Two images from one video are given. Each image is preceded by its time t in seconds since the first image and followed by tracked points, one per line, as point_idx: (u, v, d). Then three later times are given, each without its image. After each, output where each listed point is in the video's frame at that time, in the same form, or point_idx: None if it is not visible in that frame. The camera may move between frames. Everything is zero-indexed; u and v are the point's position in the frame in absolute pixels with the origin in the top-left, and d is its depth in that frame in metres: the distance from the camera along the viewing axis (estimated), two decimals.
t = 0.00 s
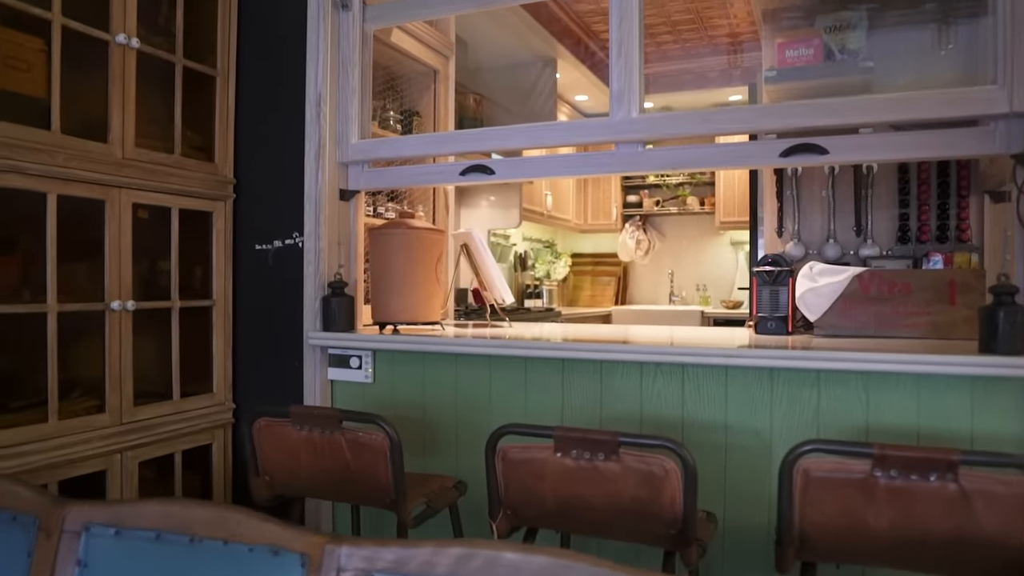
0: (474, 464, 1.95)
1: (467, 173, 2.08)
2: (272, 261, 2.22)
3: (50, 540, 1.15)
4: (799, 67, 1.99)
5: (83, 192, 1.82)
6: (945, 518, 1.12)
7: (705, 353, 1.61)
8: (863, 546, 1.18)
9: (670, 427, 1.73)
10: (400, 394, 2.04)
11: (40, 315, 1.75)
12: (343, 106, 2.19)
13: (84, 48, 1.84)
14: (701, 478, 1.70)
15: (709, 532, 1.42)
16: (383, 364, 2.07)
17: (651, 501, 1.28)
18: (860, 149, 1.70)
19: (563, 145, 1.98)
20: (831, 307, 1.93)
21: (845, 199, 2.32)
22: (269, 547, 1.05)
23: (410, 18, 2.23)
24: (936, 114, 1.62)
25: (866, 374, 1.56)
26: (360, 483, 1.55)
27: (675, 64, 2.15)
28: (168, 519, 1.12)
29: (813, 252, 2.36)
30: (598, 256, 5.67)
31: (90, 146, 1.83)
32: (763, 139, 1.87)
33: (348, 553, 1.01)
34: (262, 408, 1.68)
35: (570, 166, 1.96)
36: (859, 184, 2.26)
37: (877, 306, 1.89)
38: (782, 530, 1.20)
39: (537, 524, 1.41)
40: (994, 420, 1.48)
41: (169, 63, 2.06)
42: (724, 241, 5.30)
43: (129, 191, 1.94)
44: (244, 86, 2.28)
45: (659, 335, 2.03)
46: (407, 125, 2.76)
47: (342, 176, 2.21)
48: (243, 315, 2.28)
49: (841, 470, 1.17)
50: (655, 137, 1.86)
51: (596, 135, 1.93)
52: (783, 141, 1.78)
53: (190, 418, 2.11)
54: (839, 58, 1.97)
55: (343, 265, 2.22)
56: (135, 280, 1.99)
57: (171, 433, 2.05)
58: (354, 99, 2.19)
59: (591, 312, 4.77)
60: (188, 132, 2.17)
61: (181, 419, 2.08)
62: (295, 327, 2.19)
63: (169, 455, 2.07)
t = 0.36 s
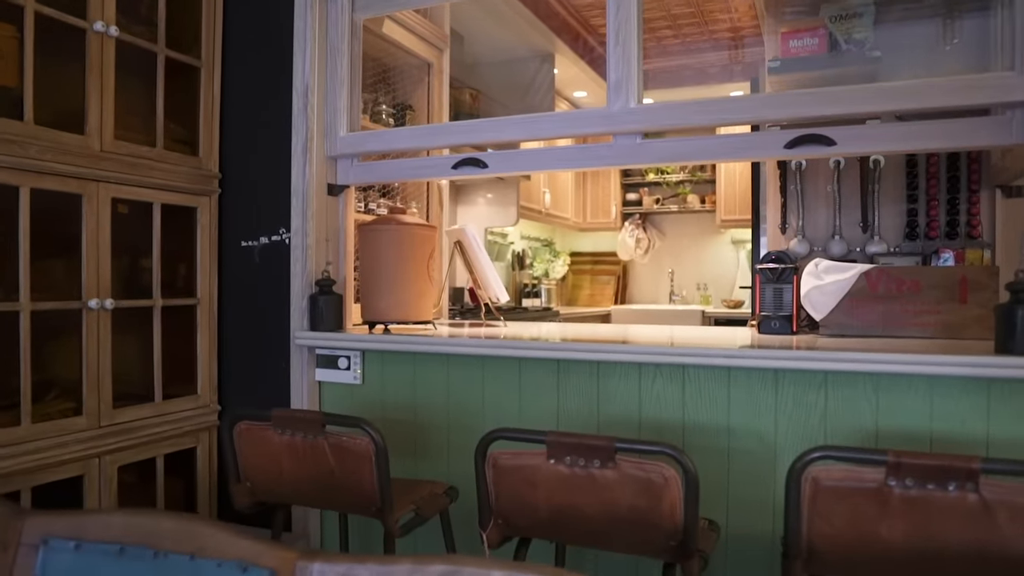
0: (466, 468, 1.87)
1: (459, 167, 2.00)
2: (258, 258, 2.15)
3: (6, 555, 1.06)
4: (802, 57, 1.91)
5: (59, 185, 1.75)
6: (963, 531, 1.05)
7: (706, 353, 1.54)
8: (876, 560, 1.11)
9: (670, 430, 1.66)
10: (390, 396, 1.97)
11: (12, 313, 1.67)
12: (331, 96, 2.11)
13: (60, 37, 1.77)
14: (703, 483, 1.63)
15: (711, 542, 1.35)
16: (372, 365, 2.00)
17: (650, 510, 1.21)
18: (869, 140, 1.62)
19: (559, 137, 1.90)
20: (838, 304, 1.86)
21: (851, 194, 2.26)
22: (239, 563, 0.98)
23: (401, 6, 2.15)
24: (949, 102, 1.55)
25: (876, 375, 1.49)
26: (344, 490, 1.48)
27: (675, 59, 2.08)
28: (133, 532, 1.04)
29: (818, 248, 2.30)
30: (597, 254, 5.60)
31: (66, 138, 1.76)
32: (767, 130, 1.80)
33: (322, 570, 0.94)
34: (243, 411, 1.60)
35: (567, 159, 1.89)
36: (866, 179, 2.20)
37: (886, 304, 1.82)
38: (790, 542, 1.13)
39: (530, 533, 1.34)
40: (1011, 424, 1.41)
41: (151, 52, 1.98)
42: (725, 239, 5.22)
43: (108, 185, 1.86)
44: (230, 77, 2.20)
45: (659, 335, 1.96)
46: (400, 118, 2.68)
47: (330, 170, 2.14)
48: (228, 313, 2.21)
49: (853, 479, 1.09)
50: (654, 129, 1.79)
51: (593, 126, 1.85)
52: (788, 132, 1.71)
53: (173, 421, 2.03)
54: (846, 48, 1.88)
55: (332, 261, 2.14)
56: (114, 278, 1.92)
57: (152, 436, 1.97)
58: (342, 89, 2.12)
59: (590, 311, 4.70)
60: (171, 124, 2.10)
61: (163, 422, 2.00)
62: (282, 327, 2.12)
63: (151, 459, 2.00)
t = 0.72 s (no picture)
0: (457, 474, 1.81)
1: (449, 162, 1.94)
2: (243, 257, 2.08)
3: None
4: (805, 49, 1.84)
5: (32, 181, 1.68)
6: (980, 547, 0.98)
7: (705, 355, 1.47)
8: None
9: (667, 436, 1.60)
10: (378, 400, 1.90)
11: None
12: (318, 90, 2.05)
13: (35, 27, 1.71)
14: (702, 492, 1.56)
15: (710, 555, 1.28)
16: (360, 367, 1.93)
17: (645, 522, 1.14)
18: (874, 133, 1.56)
19: (552, 130, 1.83)
20: (844, 303, 1.79)
21: (854, 191, 2.19)
22: None
23: None
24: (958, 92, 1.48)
25: (883, 379, 1.42)
26: (325, 498, 1.41)
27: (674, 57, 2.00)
28: (92, 547, 0.98)
29: (820, 247, 2.23)
30: (596, 254, 5.53)
31: (40, 131, 1.69)
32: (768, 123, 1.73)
33: None
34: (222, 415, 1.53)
35: (561, 154, 1.82)
36: (870, 176, 2.14)
37: (893, 304, 1.75)
38: (794, 557, 1.06)
39: (519, 546, 1.27)
40: None
41: (132, 43, 1.92)
42: (725, 238, 5.15)
43: (85, 180, 1.80)
44: (214, 70, 2.14)
45: (657, 336, 1.89)
46: (393, 115, 2.61)
47: (317, 166, 2.07)
48: (212, 314, 2.14)
49: (861, 491, 1.03)
50: (651, 122, 1.72)
51: (588, 120, 1.79)
52: (790, 125, 1.64)
53: (154, 425, 1.97)
54: (848, 41, 1.83)
55: (318, 260, 2.07)
56: (92, 278, 1.85)
57: (132, 441, 1.91)
58: (329, 82, 2.05)
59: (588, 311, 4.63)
60: (153, 119, 2.03)
61: (144, 426, 1.94)
62: (268, 328, 2.05)
63: (131, 464, 1.94)
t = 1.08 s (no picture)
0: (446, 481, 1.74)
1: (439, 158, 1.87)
2: (227, 256, 2.02)
3: None
4: (806, 41, 1.77)
5: (5, 177, 1.62)
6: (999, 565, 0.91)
7: (704, 359, 1.41)
8: None
9: (664, 442, 1.53)
10: (365, 404, 1.84)
11: None
12: (304, 84, 1.98)
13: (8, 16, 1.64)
14: (700, 500, 1.50)
15: (709, 570, 1.21)
16: (346, 370, 1.87)
17: (639, 536, 1.08)
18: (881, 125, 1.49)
19: (545, 124, 1.77)
20: (848, 305, 1.73)
21: (859, 188, 2.12)
22: None
23: None
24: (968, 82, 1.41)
25: (890, 383, 1.36)
26: (305, 508, 1.35)
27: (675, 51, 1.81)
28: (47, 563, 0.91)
29: (824, 246, 2.16)
30: (594, 254, 5.46)
31: (13, 125, 1.62)
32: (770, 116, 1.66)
33: None
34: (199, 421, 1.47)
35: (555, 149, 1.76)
36: (875, 173, 2.08)
37: (900, 304, 1.69)
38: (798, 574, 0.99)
39: (508, 560, 1.20)
40: None
41: (111, 35, 1.85)
42: (725, 238, 5.09)
43: (62, 176, 1.73)
44: (198, 64, 2.07)
45: (654, 338, 1.82)
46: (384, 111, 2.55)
47: (304, 163, 2.01)
48: (196, 315, 2.08)
49: (870, 504, 0.96)
50: (647, 115, 1.66)
51: (582, 113, 1.72)
52: (792, 119, 1.57)
53: (135, 429, 1.90)
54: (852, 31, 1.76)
55: (304, 259, 2.01)
56: (70, 277, 1.78)
57: (112, 447, 1.84)
58: (316, 76, 1.98)
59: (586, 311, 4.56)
60: (134, 114, 1.97)
61: (124, 431, 1.87)
62: (252, 329, 1.99)
63: (111, 470, 1.87)
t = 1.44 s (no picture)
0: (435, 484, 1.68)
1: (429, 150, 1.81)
2: (211, 252, 1.96)
3: None
4: (810, 30, 1.64)
5: None
6: None
7: (702, 358, 1.35)
8: None
9: (661, 445, 1.47)
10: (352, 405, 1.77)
11: None
12: (290, 74, 1.92)
13: None
14: (698, 506, 1.43)
15: None
16: (333, 370, 1.80)
17: (632, 546, 1.02)
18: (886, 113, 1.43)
19: (538, 114, 1.71)
20: (852, 303, 1.67)
21: (863, 182, 2.06)
22: None
23: None
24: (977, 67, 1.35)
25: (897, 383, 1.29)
26: (284, 514, 1.28)
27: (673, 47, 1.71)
28: None
29: (827, 242, 2.10)
30: (593, 253, 5.40)
31: None
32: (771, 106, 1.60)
33: None
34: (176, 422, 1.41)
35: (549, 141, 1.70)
36: (880, 166, 2.02)
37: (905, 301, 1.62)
38: None
39: (495, 570, 1.14)
40: None
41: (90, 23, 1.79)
42: (725, 236, 5.03)
43: (37, 169, 1.67)
44: (181, 54, 2.01)
45: (653, 337, 1.76)
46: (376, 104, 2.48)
47: (290, 156, 1.95)
48: (179, 313, 2.01)
49: (880, 514, 0.90)
50: (644, 105, 1.60)
51: (576, 103, 1.66)
52: (794, 108, 1.51)
53: (115, 431, 1.84)
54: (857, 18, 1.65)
55: (290, 256, 1.95)
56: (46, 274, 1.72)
57: (91, 449, 1.78)
58: (302, 66, 1.92)
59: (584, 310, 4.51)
60: (115, 105, 1.91)
61: (103, 433, 1.81)
62: (236, 327, 1.92)
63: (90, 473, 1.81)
